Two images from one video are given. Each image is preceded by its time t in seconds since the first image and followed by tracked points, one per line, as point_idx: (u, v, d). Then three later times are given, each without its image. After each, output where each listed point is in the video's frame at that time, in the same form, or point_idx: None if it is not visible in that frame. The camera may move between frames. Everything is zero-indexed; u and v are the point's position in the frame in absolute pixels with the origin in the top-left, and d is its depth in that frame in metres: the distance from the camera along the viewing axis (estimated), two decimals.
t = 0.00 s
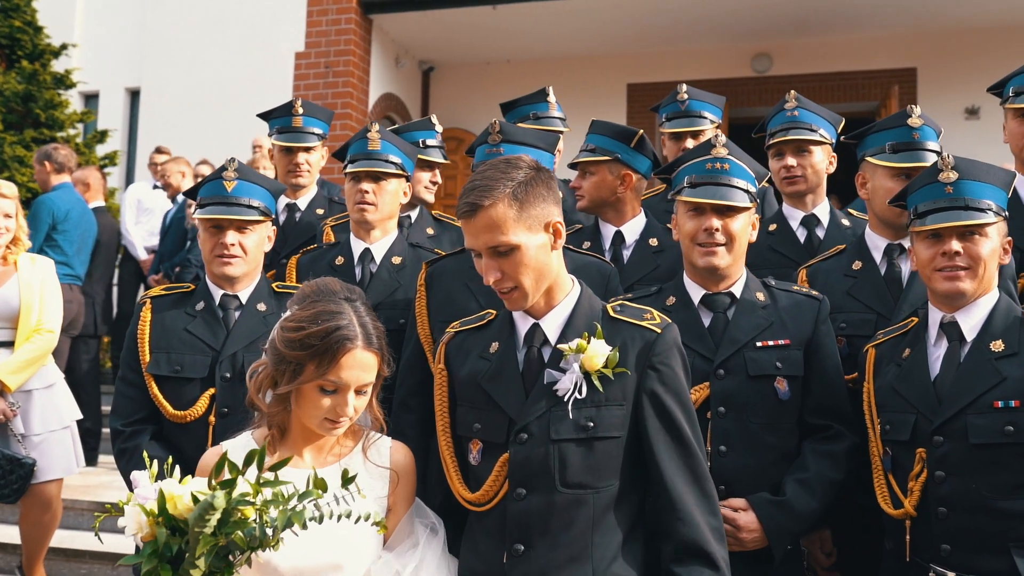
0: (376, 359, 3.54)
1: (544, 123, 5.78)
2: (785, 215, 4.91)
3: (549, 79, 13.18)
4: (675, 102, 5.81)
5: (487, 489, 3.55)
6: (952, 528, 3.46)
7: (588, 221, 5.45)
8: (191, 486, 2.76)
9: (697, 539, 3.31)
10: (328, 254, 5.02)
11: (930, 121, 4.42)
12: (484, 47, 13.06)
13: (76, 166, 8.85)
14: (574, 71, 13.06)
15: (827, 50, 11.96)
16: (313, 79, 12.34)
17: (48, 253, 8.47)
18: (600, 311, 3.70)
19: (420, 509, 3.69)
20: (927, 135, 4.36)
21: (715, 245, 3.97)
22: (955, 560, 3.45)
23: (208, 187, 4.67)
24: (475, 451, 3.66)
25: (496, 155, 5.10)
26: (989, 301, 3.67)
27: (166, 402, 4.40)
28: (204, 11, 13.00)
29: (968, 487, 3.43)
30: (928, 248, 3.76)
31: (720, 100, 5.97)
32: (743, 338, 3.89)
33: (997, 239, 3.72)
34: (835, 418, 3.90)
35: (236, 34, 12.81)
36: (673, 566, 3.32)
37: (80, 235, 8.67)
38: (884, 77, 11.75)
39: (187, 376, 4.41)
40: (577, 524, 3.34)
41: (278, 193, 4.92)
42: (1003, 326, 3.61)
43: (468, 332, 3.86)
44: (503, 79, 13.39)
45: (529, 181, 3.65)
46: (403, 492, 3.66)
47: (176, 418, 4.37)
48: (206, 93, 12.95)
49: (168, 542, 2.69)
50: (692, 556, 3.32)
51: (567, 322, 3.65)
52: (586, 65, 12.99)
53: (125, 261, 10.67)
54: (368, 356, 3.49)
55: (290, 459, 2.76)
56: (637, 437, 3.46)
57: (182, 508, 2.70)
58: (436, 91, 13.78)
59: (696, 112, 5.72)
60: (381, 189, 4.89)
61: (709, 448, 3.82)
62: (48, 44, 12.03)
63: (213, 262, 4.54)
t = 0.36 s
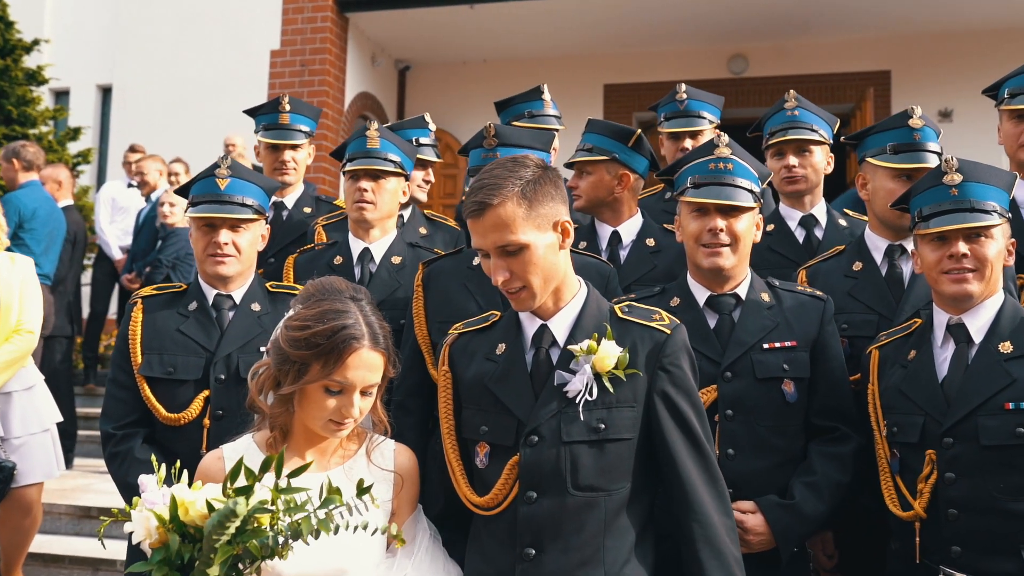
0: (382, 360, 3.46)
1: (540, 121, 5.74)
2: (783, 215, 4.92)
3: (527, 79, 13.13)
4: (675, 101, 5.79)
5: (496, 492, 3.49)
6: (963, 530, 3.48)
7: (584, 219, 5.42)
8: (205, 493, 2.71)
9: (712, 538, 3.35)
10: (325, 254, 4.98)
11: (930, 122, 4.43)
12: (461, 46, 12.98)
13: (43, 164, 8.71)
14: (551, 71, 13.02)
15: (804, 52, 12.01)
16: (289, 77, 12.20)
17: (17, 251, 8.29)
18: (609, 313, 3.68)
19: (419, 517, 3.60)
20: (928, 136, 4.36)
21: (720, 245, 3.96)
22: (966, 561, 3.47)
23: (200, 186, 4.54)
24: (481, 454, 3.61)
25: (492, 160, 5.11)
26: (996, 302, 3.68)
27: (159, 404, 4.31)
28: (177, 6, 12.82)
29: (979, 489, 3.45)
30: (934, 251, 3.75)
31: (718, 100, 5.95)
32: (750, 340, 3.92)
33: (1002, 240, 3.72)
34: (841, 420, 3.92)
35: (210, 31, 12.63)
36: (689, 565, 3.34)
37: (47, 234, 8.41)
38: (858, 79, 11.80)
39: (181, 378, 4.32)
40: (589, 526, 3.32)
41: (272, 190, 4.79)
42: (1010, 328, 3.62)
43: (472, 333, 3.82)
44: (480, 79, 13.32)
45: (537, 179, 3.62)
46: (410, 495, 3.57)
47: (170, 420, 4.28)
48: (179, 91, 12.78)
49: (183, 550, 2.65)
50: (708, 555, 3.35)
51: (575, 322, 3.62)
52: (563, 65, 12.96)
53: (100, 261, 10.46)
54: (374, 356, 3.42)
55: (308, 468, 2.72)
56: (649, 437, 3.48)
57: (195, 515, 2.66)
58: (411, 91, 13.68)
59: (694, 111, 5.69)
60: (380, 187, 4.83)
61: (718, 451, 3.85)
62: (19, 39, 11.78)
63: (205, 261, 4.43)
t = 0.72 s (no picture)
0: (387, 358, 3.37)
1: (538, 117, 5.67)
2: (780, 214, 4.93)
3: (504, 79, 13.07)
4: (677, 98, 5.72)
5: (504, 494, 3.45)
6: (972, 529, 3.50)
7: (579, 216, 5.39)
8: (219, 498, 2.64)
9: (722, 538, 3.38)
10: (321, 253, 4.92)
11: (929, 121, 4.42)
12: (437, 45, 12.88)
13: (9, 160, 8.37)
14: (528, 71, 12.98)
15: (780, 54, 12.04)
16: (264, 75, 12.06)
17: None
18: (616, 312, 3.67)
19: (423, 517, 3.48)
20: (928, 135, 4.36)
21: (724, 245, 3.94)
22: (975, 561, 3.50)
23: (192, 181, 4.40)
24: (488, 455, 3.57)
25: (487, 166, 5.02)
26: (1001, 302, 3.70)
27: (151, 405, 4.22)
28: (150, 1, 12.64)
29: (988, 488, 3.48)
30: (939, 252, 3.74)
31: (721, 100, 5.89)
32: (756, 340, 3.93)
33: (1007, 239, 3.71)
34: (846, 420, 3.94)
35: (183, 27, 12.47)
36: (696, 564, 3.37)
37: (13, 233, 8.01)
38: (833, 80, 11.83)
39: (173, 378, 4.23)
40: (600, 526, 3.31)
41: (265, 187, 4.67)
42: (1017, 327, 3.64)
43: (475, 333, 3.78)
44: (456, 78, 13.24)
45: (545, 178, 3.59)
46: (413, 498, 3.48)
47: (162, 421, 4.20)
48: (152, 87, 12.59)
49: (195, 555, 2.57)
50: (714, 555, 3.40)
51: (582, 322, 3.60)
52: (540, 65, 12.92)
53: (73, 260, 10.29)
54: (380, 353, 3.33)
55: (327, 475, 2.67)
56: (659, 436, 3.49)
57: (208, 519, 2.59)
58: (387, 90, 13.57)
59: (698, 109, 5.63)
60: (378, 185, 4.79)
61: (723, 452, 3.86)
62: None
63: (197, 259, 4.33)
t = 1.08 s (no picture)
0: (391, 346, 3.32)
1: (534, 113, 5.62)
2: (777, 213, 4.95)
3: (480, 78, 13.00)
4: (682, 94, 5.67)
5: (513, 495, 3.43)
6: (981, 526, 3.59)
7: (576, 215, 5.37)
8: (230, 502, 2.56)
9: (724, 539, 3.43)
10: (317, 251, 4.93)
11: (927, 119, 4.41)
12: (413, 44, 12.78)
13: None
14: (504, 71, 12.92)
15: (756, 55, 12.06)
16: (237, 73, 11.89)
17: None
18: (623, 310, 3.65)
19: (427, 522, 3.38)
20: (926, 134, 4.35)
21: (727, 244, 3.94)
22: (983, 557, 3.59)
23: (184, 176, 4.31)
24: (495, 455, 3.55)
25: (482, 170, 4.84)
26: (1004, 300, 3.74)
27: (142, 405, 4.12)
28: None
29: (999, 485, 3.56)
30: (944, 249, 3.77)
31: (726, 99, 5.83)
32: (761, 341, 3.94)
33: (1011, 236, 3.73)
34: (850, 419, 3.96)
35: (154, 23, 12.26)
36: (697, 564, 3.42)
37: None
38: (809, 83, 11.88)
39: (166, 378, 4.13)
40: (610, 527, 3.30)
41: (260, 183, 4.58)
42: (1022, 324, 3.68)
43: (479, 332, 3.77)
44: (432, 78, 13.15)
45: (553, 176, 3.57)
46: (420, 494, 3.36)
47: (154, 422, 4.11)
48: (123, 83, 12.38)
49: (207, 559, 2.49)
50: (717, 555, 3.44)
51: (589, 320, 3.57)
52: (517, 65, 12.87)
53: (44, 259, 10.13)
54: (384, 341, 3.28)
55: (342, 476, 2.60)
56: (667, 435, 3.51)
57: (221, 521, 2.51)
58: (361, 89, 13.46)
59: (702, 105, 5.58)
60: (375, 182, 4.83)
61: (729, 453, 3.88)
62: None
63: (189, 256, 4.23)
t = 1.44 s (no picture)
0: (393, 329, 3.32)
1: (533, 107, 5.53)
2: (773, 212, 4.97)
3: (456, 77, 12.92)
4: (686, 90, 5.62)
5: (524, 494, 3.42)
6: (988, 522, 3.64)
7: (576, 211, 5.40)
8: (246, 503, 2.48)
9: (725, 537, 3.43)
10: (313, 246, 4.98)
11: (926, 117, 4.41)
12: (388, 41, 12.67)
13: None
14: (480, 69, 12.85)
15: (732, 56, 12.06)
16: (211, 69, 11.74)
17: None
18: (631, 307, 3.66)
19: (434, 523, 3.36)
20: (925, 132, 4.34)
21: (732, 241, 4.00)
22: (990, 553, 3.63)
23: (179, 170, 4.22)
24: (504, 454, 3.53)
25: (478, 169, 4.66)
26: (1009, 295, 3.78)
27: (136, 404, 4.03)
28: None
29: (1005, 481, 3.61)
30: (949, 247, 3.79)
31: (731, 93, 5.80)
32: (767, 338, 4.03)
33: (1015, 233, 3.75)
34: (854, 417, 4.06)
35: (125, 18, 12.05)
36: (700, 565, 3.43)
37: None
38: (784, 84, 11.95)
39: (160, 376, 4.05)
40: (621, 525, 3.30)
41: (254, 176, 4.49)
42: None
43: (486, 330, 3.75)
44: (407, 76, 13.05)
45: (562, 172, 3.54)
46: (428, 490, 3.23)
47: (148, 421, 4.02)
48: (93, 80, 12.17)
49: (223, 563, 2.41)
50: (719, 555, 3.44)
51: (596, 317, 3.57)
52: (493, 64, 12.81)
53: (15, 256, 10.00)
54: (384, 322, 3.28)
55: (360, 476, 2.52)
56: (675, 436, 3.51)
57: (237, 524, 2.43)
58: (336, 85, 13.33)
59: (706, 102, 5.54)
60: (372, 178, 4.88)
61: (736, 452, 3.96)
62: None
63: (183, 251, 4.13)
